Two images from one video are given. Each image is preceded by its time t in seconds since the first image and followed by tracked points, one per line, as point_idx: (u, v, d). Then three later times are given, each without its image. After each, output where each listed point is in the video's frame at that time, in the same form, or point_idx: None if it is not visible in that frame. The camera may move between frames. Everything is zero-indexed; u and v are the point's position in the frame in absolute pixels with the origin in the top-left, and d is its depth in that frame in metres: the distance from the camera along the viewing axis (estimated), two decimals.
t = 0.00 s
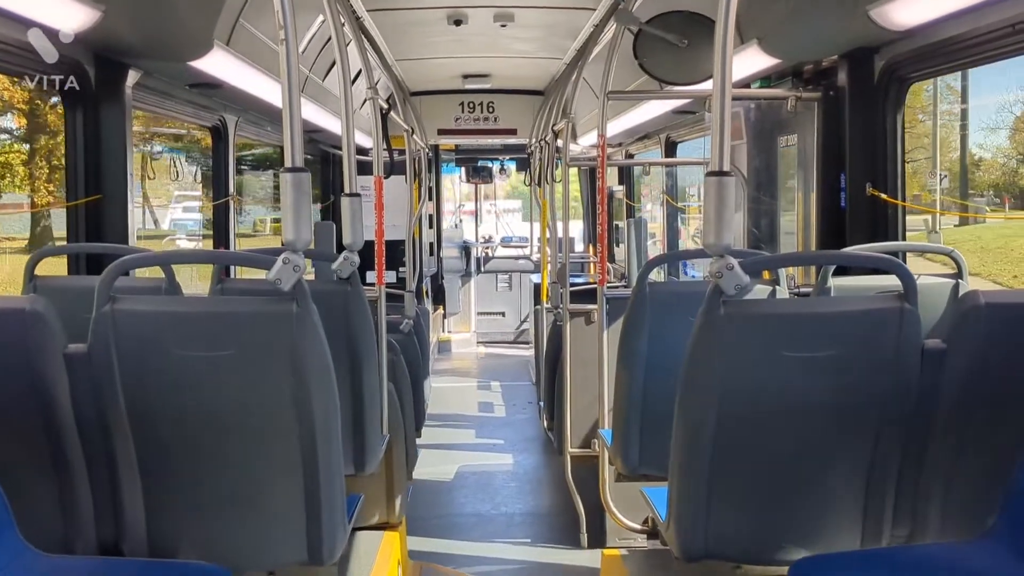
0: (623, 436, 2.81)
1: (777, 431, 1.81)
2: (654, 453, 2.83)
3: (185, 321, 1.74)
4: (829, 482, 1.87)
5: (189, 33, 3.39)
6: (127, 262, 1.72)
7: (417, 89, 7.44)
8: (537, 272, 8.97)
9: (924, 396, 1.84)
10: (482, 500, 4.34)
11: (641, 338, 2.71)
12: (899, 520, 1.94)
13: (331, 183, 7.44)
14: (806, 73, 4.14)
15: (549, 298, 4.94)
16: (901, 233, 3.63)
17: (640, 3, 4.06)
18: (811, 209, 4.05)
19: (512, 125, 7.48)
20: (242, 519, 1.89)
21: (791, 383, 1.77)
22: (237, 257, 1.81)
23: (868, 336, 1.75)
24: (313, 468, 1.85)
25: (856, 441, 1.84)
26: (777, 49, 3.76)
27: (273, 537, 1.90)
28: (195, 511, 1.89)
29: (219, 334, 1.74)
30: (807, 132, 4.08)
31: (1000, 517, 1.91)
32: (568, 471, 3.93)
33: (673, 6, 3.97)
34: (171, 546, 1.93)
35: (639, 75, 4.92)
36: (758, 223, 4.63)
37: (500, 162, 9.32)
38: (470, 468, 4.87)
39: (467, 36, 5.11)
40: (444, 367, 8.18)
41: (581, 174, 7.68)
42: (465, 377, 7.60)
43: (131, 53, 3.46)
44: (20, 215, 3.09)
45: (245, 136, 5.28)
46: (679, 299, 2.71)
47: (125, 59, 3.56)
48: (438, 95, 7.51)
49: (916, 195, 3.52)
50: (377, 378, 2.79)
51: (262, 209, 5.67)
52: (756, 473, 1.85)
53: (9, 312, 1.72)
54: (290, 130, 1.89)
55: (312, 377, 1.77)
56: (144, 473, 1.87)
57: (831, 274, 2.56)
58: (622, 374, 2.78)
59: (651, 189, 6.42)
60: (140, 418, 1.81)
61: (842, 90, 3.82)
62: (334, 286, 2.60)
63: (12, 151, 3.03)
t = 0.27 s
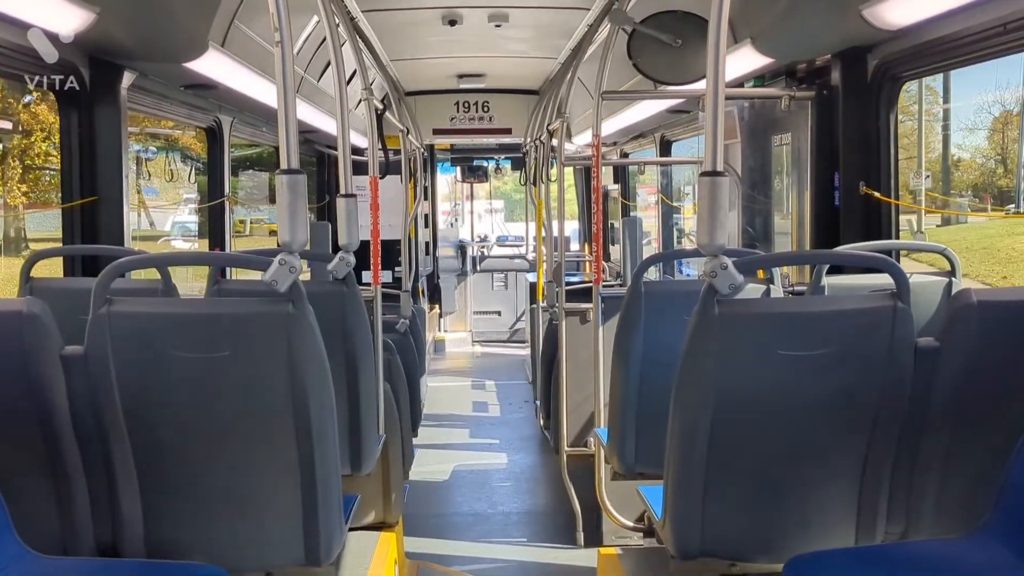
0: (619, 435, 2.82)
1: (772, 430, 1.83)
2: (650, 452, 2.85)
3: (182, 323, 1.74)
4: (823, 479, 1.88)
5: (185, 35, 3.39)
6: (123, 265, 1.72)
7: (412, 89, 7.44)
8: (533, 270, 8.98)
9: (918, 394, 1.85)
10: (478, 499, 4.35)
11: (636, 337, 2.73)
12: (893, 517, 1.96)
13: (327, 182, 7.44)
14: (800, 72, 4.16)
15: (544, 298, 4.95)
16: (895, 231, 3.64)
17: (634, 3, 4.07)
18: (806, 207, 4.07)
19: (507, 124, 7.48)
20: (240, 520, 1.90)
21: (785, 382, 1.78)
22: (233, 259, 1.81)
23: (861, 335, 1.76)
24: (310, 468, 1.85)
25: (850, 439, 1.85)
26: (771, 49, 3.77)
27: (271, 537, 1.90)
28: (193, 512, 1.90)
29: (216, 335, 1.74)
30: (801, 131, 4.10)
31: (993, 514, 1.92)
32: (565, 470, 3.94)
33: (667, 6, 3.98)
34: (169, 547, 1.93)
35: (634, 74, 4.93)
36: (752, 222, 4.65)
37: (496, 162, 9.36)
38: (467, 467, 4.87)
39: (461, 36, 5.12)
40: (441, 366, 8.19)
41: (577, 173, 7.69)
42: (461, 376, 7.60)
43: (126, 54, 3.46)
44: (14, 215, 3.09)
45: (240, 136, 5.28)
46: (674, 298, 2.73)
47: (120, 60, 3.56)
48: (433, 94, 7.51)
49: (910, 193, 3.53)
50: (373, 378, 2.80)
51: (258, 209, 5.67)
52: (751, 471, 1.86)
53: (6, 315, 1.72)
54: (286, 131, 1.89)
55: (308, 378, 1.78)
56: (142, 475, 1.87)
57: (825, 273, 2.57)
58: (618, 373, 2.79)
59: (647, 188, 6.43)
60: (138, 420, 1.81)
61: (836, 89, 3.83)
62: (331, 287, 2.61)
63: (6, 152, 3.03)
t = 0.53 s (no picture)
0: (615, 433, 2.82)
1: (768, 428, 1.83)
2: (647, 451, 2.85)
3: (177, 321, 1.73)
4: (820, 478, 1.89)
5: (181, 33, 3.38)
6: (117, 263, 1.72)
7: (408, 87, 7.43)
8: (529, 269, 8.97)
9: (914, 393, 1.85)
10: (475, 498, 4.34)
11: (632, 336, 2.73)
12: (890, 516, 1.96)
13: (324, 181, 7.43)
14: (797, 71, 4.16)
15: (541, 296, 4.95)
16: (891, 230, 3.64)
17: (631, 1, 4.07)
18: (802, 206, 4.07)
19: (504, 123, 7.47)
20: (235, 519, 1.89)
21: (782, 381, 1.78)
22: (229, 257, 1.81)
23: (858, 333, 1.76)
24: (306, 468, 1.85)
25: (846, 438, 1.85)
26: (767, 48, 3.77)
27: (268, 537, 1.90)
28: (189, 511, 1.89)
29: (212, 333, 1.74)
30: (797, 130, 4.10)
31: (989, 511, 1.93)
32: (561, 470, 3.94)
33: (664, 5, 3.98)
34: (165, 546, 1.93)
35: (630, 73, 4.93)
36: (748, 220, 4.65)
37: (491, 160, 9.25)
38: (463, 466, 4.87)
39: (458, 34, 5.11)
40: (437, 365, 8.18)
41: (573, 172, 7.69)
42: (458, 375, 7.60)
43: (122, 53, 3.45)
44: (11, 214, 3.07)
45: (236, 135, 5.27)
46: (670, 297, 2.73)
47: (116, 59, 3.55)
48: (429, 93, 7.50)
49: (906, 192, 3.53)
50: (370, 377, 2.79)
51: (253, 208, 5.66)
52: (747, 469, 1.86)
53: (1, 314, 1.72)
54: (283, 129, 1.88)
55: (304, 377, 1.77)
56: (137, 474, 1.87)
57: (821, 272, 2.57)
58: (614, 371, 2.79)
59: (643, 187, 6.43)
60: (133, 418, 1.81)
61: (832, 89, 3.84)
62: (327, 285, 2.60)
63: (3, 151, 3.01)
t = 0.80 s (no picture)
0: (614, 434, 2.82)
1: (767, 429, 1.83)
2: (645, 451, 2.85)
3: (175, 321, 1.73)
4: (818, 480, 1.89)
5: (180, 32, 3.38)
6: (115, 262, 1.71)
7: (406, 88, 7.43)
8: (526, 270, 8.97)
9: (912, 395, 1.85)
10: (472, 499, 4.34)
11: (630, 336, 2.73)
12: (888, 518, 1.96)
13: (321, 181, 7.42)
14: (795, 73, 4.17)
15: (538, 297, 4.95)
16: (889, 232, 3.65)
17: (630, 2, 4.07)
18: (799, 208, 4.08)
19: (501, 124, 7.48)
20: (233, 519, 1.89)
21: (780, 382, 1.78)
22: (227, 256, 1.80)
23: (856, 334, 1.77)
24: (304, 468, 1.85)
25: (844, 439, 1.86)
26: (766, 50, 3.78)
27: (266, 537, 1.90)
28: (186, 511, 1.89)
29: (211, 333, 1.73)
30: (795, 131, 4.11)
31: (987, 513, 1.93)
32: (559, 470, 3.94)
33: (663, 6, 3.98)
34: (162, 546, 1.92)
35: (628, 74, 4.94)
36: (746, 222, 4.66)
37: (489, 161, 9.32)
38: (461, 467, 4.87)
39: (456, 35, 5.11)
40: (434, 366, 8.17)
41: (570, 173, 7.69)
42: (455, 376, 7.60)
43: (120, 52, 3.45)
44: (10, 213, 3.07)
45: (233, 134, 5.26)
46: (669, 297, 2.73)
47: (114, 58, 3.55)
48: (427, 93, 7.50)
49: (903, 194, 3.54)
50: (367, 377, 2.79)
51: (251, 207, 5.65)
52: (745, 471, 1.86)
53: None
54: (282, 129, 1.88)
55: (303, 377, 1.77)
56: (135, 473, 1.86)
57: (819, 273, 2.57)
58: (613, 371, 2.79)
59: (641, 188, 6.44)
60: (131, 418, 1.80)
61: (830, 91, 3.85)
62: (325, 285, 2.59)
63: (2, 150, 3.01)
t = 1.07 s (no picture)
0: (607, 434, 2.82)
1: (760, 430, 1.83)
2: (639, 451, 2.85)
3: (168, 319, 1.73)
4: (811, 480, 1.89)
5: (177, 31, 3.38)
6: (109, 260, 1.71)
7: (404, 87, 7.43)
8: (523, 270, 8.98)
9: (906, 395, 1.86)
10: (467, 499, 4.34)
11: (625, 336, 2.73)
12: (881, 518, 1.96)
13: (318, 180, 7.42)
14: (791, 74, 4.17)
15: (534, 297, 4.95)
16: (884, 233, 3.66)
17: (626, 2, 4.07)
18: (795, 209, 4.08)
19: (499, 123, 7.48)
20: (226, 518, 1.89)
21: (774, 382, 1.78)
22: (222, 255, 1.80)
23: (850, 335, 1.77)
24: (297, 467, 1.85)
25: (838, 439, 1.86)
26: (762, 50, 3.78)
27: (259, 536, 1.90)
28: (179, 510, 1.89)
29: (205, 332, 1.73)
30: (791, 132, 4.11)
31: (980, 513, 1.94)
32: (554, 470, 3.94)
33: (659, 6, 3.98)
34: (155, 545, 1.92)
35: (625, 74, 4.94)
36: (742, 222, 4.66)
37: (486, 161, 9.34)
38: (456, 467, 4.86)
39: (453, 35, 5.12)
40: (431, 366, 8.17)
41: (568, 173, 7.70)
42: (451, 376, 7.60)
43: (117, 50, 3.45)
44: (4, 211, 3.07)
45: (230, 133, 5.26)
46: (663, 297, 2.73)
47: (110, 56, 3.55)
48: (425, 93, 7.50)
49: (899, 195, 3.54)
50: (363, 376, 2.79)
51: (247, 206, 5.65)
52: (738, 471, 1.86)
53: None
54: (276, 128, 1.88)
55: (296, 376, 1.77)
56: (128, 472, 1.86)
57: (814, 274, 2.57)
58: (607, 371, 2.79)
59: (637, 188, 6.44)
60: (124, 417, 1.80)
61: (826, 91, 3.85)
62: (320, 283, 2.59)
63: None
